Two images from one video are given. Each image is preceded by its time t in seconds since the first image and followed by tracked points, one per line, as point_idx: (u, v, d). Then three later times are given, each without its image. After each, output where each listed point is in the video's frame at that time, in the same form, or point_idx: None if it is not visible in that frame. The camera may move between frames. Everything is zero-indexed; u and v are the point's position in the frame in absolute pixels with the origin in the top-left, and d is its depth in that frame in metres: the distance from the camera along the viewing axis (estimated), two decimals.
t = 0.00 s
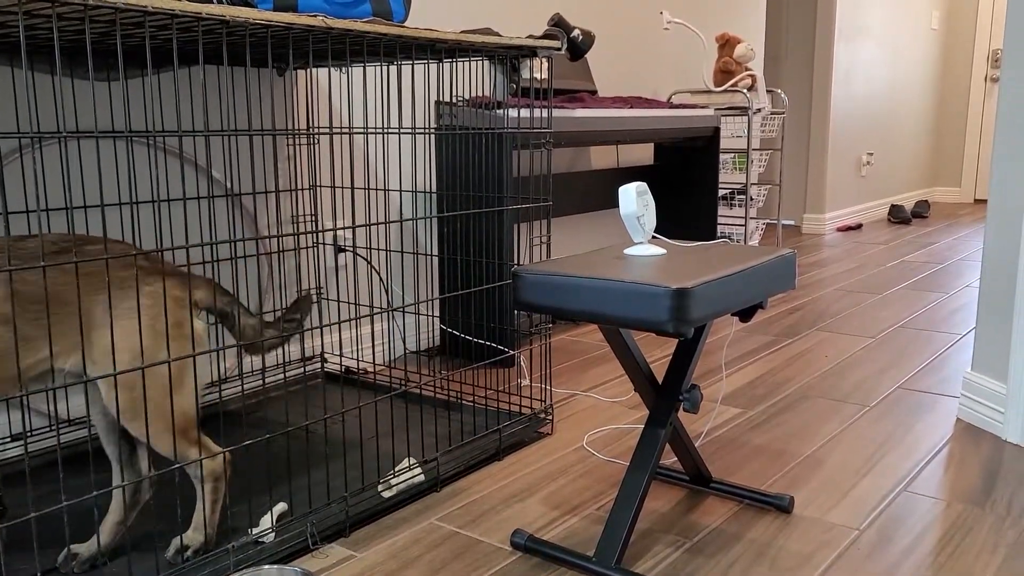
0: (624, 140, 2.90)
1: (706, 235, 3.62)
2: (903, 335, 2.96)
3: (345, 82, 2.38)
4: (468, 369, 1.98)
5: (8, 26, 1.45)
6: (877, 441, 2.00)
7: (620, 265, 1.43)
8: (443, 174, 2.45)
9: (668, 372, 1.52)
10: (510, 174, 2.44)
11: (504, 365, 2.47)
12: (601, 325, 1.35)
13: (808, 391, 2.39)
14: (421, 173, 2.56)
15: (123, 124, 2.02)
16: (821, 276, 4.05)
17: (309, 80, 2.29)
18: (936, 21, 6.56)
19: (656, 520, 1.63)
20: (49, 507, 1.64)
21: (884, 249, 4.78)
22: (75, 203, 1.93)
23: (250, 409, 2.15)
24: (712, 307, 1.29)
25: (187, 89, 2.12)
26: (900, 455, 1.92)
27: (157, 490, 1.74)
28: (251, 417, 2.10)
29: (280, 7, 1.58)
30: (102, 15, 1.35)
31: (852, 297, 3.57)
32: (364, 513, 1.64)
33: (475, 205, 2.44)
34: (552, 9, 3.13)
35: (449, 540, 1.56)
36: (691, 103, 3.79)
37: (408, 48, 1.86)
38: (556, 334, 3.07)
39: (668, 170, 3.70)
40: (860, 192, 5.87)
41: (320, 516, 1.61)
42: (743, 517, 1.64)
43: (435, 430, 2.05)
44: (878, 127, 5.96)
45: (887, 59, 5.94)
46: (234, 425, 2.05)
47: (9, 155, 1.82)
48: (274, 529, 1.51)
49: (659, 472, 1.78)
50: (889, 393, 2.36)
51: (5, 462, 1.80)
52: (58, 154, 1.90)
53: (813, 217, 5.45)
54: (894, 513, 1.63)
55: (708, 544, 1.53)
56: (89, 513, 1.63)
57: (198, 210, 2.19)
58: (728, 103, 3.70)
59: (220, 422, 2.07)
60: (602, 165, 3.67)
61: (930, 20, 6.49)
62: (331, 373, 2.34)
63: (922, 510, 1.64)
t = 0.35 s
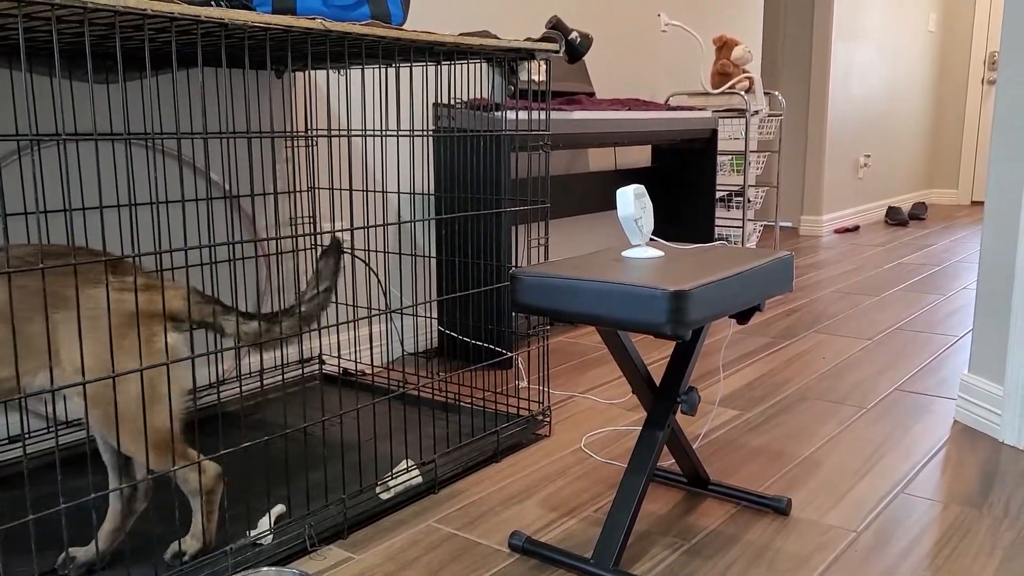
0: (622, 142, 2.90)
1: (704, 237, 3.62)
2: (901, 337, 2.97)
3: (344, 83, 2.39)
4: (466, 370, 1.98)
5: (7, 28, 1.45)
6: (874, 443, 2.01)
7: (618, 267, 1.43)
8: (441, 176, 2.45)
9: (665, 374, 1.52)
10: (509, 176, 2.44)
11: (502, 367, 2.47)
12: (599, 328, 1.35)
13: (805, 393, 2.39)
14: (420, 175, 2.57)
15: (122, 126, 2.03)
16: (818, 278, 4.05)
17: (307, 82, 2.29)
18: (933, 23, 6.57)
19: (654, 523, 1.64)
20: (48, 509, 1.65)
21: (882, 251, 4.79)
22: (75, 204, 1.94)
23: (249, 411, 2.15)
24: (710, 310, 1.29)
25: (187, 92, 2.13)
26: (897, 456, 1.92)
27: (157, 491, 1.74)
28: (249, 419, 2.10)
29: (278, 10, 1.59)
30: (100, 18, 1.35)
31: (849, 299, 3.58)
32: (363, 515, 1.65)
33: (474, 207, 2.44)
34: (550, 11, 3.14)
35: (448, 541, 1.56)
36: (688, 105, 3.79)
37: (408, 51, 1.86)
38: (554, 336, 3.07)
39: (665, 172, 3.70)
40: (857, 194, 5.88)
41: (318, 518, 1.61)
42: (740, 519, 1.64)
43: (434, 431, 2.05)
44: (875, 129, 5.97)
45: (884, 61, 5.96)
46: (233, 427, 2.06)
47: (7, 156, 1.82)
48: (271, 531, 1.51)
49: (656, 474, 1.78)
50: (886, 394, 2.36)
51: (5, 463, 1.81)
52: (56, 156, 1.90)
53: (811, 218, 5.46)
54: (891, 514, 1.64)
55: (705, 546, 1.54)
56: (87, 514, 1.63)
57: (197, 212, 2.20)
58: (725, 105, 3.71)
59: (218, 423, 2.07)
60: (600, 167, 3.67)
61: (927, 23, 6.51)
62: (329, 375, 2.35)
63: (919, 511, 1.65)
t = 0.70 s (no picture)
0: (620, 144, 2.90)
1: (703, 239, 3.62)
2: (900, 339, 2.97)
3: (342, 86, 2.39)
4: (464, 373, 1.98)
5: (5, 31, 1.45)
6: (874, 445, 2.00)
7: (616, 269, 1.43)
8: (439, 179, 2.46)
9: (665, 376, 1.52)
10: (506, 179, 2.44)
11: (501, 369, 2.47)
12: (598, 330, 1.35)
13: (804, 395, 2.39)
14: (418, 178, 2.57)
15: (120, 129, 2.02)
16: (817, 280, 4.05)
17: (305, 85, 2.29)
18: (931, 26, 6.57)
19: (653, 525, 1.63)
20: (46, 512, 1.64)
21: (881, 253, 4.78)
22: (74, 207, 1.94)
23: (247, 414, 2.15)
24: (709, 312, 1.29)
25: (186, 95, 2.13)
26: (897, 458, 1.92)
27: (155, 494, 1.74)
28: (247, 423, 2.10)
29: (275, 13, 1.59)
30: (98, 20, 1.35)
31: (848, 301, 3.57)
32: (361, 518, 1.64)
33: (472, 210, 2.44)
34: (549, 14, 3.14)
35: (446, 545, 1.56)
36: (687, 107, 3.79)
37: (406, 54, 1.87)
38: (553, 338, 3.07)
39: (664, 175, 3.70)
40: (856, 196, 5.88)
41: (316, 521, 1.61)
42: (740, 522, 1.64)
43: (432, 434, 2.05)
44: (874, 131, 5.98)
45: (883, 63, 5.96)
46: (231, 430, 2.06)
47: (6, 160, 1.82)
48: (270, 534, 1.50)
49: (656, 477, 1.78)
50: (886, 397, 2.36)
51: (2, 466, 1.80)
52: (54, 159, 1.90)
53: (810, 220, 5.46)
54: (891, 516, 1.63)
55: (705, 549, 1.53)
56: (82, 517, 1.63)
57: (195, 215, 2.20)
58: (724, 108, 3.71)
59: (215, 427, 2.07)
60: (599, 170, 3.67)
61: (925, 25, 6.52)
62: (327, 378, 2.35)
63: (919, 513, 1.64)
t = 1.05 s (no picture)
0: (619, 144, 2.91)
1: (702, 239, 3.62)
2: (900, 339, 2.97)
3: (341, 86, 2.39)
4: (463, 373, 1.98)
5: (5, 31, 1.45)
6: (874, 445, 2.00)
7: (616, 269, 1.43)
8: (438, 179, 2.46)
9: (665, 376, 1.52)
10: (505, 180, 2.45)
11: (500, 370, 2.47)
12: (599, 330, 1.35)
13: (804, 396, 2.39)
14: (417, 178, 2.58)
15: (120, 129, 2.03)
16: (817, 280, 4.05)
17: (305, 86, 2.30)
18: (931, 27, 6.57)
19: (653, 525, 1.63)
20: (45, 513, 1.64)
21: (881, 253, 4.78)
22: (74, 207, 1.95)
23: (246, 415, 2.15)
24: (708, 312, 1.28)
25: (185, 95, 2.13)
26: (897, 459, 1.92)
27: (153, 495, 1.74)
28: (246, 423, 2.10)
29: (274, 13, 1.59)
30: (97, 21, 1.35)
31: (848, 302, 3.57)
32: (361, 518, 1.64)
33: (471, 211, 2.45)
34: (548, 15, 3.14)
35: (446, 545, 1.56)
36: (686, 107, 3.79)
37: (406, 55, 1.87)
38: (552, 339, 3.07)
39: (664, 175, 3.70)
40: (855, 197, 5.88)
41: (315, 521, 1.60)
42: (740, 522, 1.64)
43: (431, 434, 2.05)
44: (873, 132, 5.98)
45: (882, 64, 5.96)
46: (230, 430, 2.06)
47: (6, 160, 1.82)
48: (269, 535, 1.50)
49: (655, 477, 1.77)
50: (885, 397, 2.36)
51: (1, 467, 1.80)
52: (54, 159, 1.90)
53: (810, 221, 5.46)
54: (891, 517, 1.63)
55: (705, 549, 1.53)
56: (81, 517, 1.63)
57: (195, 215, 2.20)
58: (723, 108, 3.71)
59: (214, 427, 2.07)
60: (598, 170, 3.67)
61: (925, 26, 6.52)
62: (327, 378, 2.35)
63: (918, 514, 1.64)
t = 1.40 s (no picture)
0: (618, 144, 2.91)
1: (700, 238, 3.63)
2: (898, 339, 2.97)
3: (339, 85, 2.40)
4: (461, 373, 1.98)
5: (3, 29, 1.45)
6: (872, 445, 2.00)
7: (614, 269, 1.43)
8: (436, 179, 2.46)
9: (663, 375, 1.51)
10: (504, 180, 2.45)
11: (499, 369, 2.48)
12: (597, 330, 1.35)
13: (802, 395, 2.39)
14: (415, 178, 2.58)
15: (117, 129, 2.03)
16: (816, 280, 4.05)
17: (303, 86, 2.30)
18: (930, 27, 6.58)
19: (651, 525, 1.63)
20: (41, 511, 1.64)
21: (879, 253, 4.78)
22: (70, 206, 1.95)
23: (243, 414, 2.15)
24: (706, 311, 1.28)
25: (182, 95, 2.13)
26: (895, 458, 1.92)
27: (149, 494, 1.74)
28: (244, 422, 2.10)
29: (272, 12, 1.58)
30: (94, 20, 1.35)
31: (847, 302, 3.57)
32: (359, 518, 1.64)
33: (469, 211, 2.45)
34: (547, 15, 3.14)
35: (443, 545, 1.56)
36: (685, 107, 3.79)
37: (403, 54, 1.87)
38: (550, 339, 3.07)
39: (662, 175, 3.70)
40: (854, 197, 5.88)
41: (312, 521, 1.60)
42: (737, 522, 1.64)
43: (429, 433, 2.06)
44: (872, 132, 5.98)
45: (881, 64, 5.96)
46: (227, 429, 2.06)
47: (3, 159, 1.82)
48: (266, 535, 1.50)
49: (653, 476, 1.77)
50: (884, 396, 2.36)
51: None
52: (51, 157, 1.90)
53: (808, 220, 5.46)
54: (889, 516, 1.63)
55: (702, 549, 1.53)
56: (77, 517, 1.63)
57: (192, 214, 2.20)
58: (722, 108, 3.71)
59: (210, 427, 2.06)
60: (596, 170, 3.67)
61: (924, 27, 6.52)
62: (325, 378, 2.35)
63: (916, 513, 1.64)
